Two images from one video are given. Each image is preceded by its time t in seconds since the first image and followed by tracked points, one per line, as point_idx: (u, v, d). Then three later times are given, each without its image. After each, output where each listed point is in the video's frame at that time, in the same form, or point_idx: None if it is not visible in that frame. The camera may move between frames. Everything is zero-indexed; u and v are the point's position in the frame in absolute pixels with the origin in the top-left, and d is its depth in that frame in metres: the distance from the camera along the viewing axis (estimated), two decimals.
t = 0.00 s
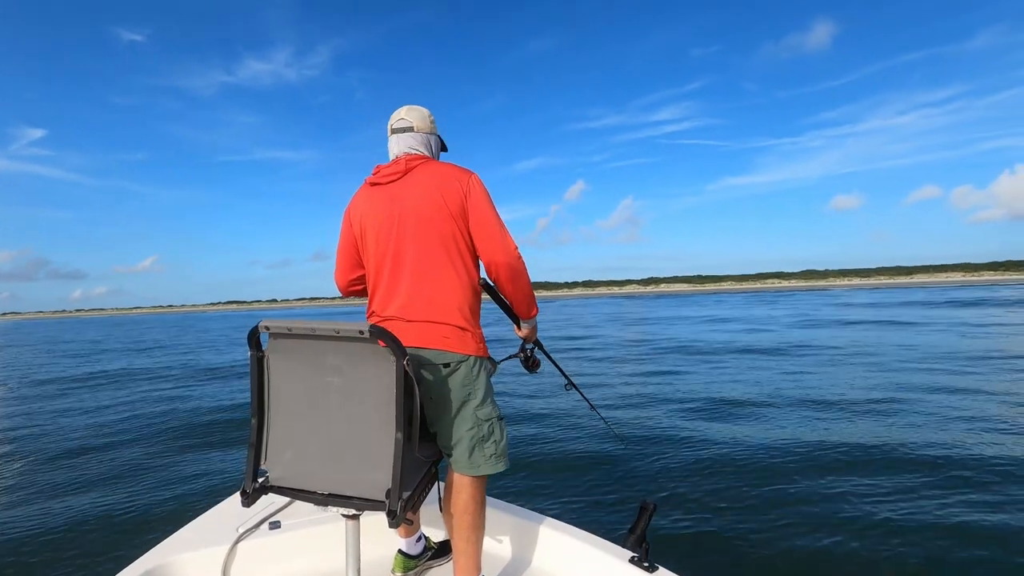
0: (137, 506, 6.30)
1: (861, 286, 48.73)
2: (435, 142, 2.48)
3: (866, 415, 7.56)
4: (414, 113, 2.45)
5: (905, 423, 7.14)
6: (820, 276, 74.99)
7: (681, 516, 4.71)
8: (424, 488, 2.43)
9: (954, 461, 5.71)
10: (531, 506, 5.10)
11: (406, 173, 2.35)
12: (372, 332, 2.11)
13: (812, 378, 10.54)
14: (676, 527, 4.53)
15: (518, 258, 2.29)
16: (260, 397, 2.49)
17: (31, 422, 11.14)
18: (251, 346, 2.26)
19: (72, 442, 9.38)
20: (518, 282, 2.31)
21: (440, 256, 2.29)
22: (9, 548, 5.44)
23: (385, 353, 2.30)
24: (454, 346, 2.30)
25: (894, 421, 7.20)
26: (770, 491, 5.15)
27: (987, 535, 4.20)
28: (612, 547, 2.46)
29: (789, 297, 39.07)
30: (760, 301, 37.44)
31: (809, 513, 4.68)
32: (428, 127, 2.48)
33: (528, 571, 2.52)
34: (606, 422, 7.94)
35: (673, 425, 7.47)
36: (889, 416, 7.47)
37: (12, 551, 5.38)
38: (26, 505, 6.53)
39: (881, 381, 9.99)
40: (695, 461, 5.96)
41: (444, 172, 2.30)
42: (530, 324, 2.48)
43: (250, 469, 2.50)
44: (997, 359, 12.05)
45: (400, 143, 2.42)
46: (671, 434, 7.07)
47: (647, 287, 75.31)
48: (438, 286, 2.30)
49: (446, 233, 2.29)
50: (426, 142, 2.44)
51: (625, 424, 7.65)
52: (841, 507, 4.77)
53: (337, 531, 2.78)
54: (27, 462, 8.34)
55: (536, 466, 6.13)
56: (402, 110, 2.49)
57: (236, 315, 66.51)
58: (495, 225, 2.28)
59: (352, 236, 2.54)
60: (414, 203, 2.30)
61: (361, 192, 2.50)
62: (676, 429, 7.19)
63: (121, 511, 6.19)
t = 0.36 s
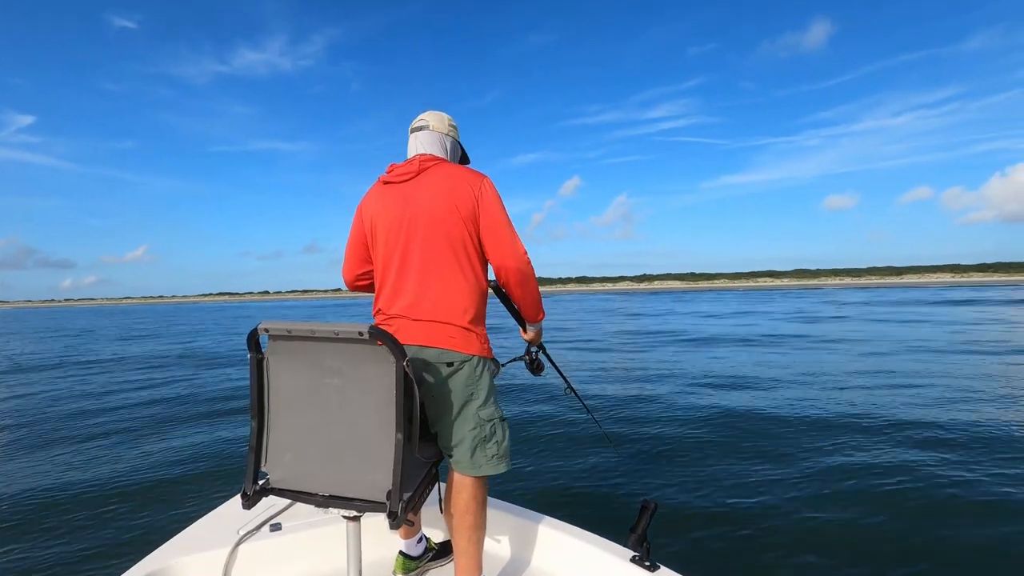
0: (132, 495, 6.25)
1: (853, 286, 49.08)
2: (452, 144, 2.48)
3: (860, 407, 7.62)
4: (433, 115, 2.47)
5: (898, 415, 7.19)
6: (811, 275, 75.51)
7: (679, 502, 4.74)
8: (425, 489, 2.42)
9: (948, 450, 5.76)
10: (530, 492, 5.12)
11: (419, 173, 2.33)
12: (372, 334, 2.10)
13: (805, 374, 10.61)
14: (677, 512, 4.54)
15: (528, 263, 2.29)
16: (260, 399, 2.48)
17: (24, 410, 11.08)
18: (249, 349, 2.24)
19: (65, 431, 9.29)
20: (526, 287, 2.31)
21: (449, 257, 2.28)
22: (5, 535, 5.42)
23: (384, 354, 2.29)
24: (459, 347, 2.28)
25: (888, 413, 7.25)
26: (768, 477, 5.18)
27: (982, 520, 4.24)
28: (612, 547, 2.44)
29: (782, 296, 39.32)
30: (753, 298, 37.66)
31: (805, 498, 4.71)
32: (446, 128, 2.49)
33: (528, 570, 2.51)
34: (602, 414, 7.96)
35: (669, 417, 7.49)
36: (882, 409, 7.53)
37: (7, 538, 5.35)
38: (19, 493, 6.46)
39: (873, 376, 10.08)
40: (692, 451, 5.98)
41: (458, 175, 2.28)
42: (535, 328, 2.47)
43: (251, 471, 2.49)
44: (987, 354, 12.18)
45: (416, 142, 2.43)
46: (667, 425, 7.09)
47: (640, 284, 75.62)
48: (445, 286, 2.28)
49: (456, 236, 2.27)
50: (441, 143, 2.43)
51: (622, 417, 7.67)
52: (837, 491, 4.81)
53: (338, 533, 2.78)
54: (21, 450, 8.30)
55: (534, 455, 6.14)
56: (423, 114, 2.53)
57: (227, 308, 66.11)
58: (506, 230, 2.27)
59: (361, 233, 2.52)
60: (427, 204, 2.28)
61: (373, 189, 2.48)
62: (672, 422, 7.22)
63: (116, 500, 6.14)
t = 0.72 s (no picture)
0: (128, 485, 6.25)
1: (846, 283, 49.43)
2: (453, 144, 2.46)
3: (853, 404, 7.69)
4: (433, 115, 2.45)
5: (892, 412, 7.26)
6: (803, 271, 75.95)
7: (675, 497, 4.76)
8: (424, 489, 2.43)
9: (940, 446, 5.83)
10: (526, 487, 5.13)
11: (418, 174, 2.32)
12: (369, 335, 2.10)
13: (800, 371, 10.68)
14: (672, 507, 4.58)
15: (525, 267, 2.30)
16: (259, 399, 2.47)
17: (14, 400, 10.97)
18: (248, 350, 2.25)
19: (58, 422, 9.25)
20: (522, 292, 2.32)
21: (447, 258, 2.27)
22: None
23: (381, 355, 2.29)
24: (456, 348, 2.28)
25: (882, 410, 7.31)
26: (763, 470, 5.22)
27: (973, 516, 4.30)
28: (611, 546, 2.46)
29: (773, 292, 39.56)
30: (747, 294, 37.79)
31: (800, 493, 4.75)
32: (447, 127, 2.47)
33: (527, 569, 2.53)
34: (597, 407, 7.99)
35: (665, 411, 7.54)
36: (876, 406, 7.59)
37: None
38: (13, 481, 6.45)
39: (867, 374, 10.16)
40: (688, 445, 6.02)
41: (457, 176, 2.27)
42: (531, 330, 2.47)
43: (250, 472, 2.50)
44: (980, 353, 12.29)
45: (416, 142, 2.42)
46: (663, 419, 7.12)
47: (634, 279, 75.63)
48: (442, 288, 2.28)
49: (453, 237, 2.26)
50: (442, 143, 2.42)
51: (618, 410, 7.70)
52: (831, 486, 4.86)
53: (337, 532, 2.79)
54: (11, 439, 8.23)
55: (530, 449, 6.15)
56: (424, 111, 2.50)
57: (220, 298, 65.75)
58: (503, 233, 2.27)
59: (359, 232, 2.51)
60: (425, 205, 2.27)
61: (372, 188, 2.47)
62: (667, 416, 7.25)
63: (113, 489, 6.14)
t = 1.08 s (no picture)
0: (129, 483, 6.26)
1: (841, 264, 49.64)
2: (436, 140, 2.43)
3: (848, 389, 7.74)
4: (414, 110, 2.39)
5: (887, 396, 7.32)
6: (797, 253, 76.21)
7: (674, 492, 4.80)
8: (424, 489, 2.45)
9: (935, 431, 5.88)
10: (527, 484, 5.16)
11: (406, 174, 2.30)
12: (370, 335, 2.11)
13: (795, 354, 10.74)
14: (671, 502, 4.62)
15: (520, 262, 2.30)
16: (259, 399, 2.48)
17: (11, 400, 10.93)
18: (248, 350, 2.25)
19: (56, 421, 9.23)
20: (518, 287, 2.32)
21: (441, 259, 2.26)
22: None
23: (382, 355, 2.30)
24: (454, 350, 2.28)
25: (877, 394, 7.37)
26: (760, 463, 5.27)
27: (967, 504, 4.36)
28: (611, 546, 2.47)
29: (768, 275, 39.66)
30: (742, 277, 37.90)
31: (797, 485, 4.79)
32: (429, 122, 2.42)
33: (527, 569, 2.55)
34: (595, 398, 8.02)
35: (662, 402, 7.57)
36: (871, 391, 7.65)
37: None
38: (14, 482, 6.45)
39: (862, 356, 10.22)
40: (685, 437, 6.06)
41: (446, 174, 2.26)
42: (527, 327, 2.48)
43: (250, 472, 2.51)
44: (973, 333, 12.38)
45: (399, 142, 2.37)
46: (660, 411, 7.16)
47: (630, 263, 75.78)
48: (438, 289, 2.28)
49: (446, 237, 2.25)
50: (426, 141, 2.38)
51: (615, 402, 7.74)
52: (829, 478, 4.89)
53: (337, 532, 2.81)
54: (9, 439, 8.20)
55: (530, 444, 6.18)
56: (401, 106, 2.42)
57: (214, 291, 65.44)
58: (497, 229, 2.26)
59: (350, 236, 2.49)
60: (415, 205, 2.26)
61: (359, 190, 2.45)
62: (664, 407, 7.30)
63: (114, 487, 6.15)
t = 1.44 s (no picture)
0: (130, 484, 6.24)
1: (837, 249, 49.95)
2: (427, 138, 2.42)
3: (845, 379, 7.78)
4: (404, 109, 2.36)
5: (883, 385, 7.36)
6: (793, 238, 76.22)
7: (674, 490, 4.82)
8: (425, 489, 2.46)
9: (931, 422, 5.93)
10: (528, 484, 5.18)
11: (399, 174, 2.29)
12: (371, 335, 2.13)
13: (791, 342, 10.78)
14: (674, 500, 4.63)
15: (516, 259, 2.30)
16: (260, 399, 2.49)
17: (11, 402, 10.93)
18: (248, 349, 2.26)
19: (56, 422, 9.23)
20: (515, 284, 2.33)
21: (438, 260, 2.26)
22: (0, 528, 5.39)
23: (382, 355, 2.30)
24: (454, 350, 2.29)
25: (874, 384, 7.42)
26: (759, 458, 5.29)
27: (965, 497, 4.40)
28: (611, 546, 2.47)
29: (766, 261, 39.66)
30: (737, 264, 38.03)
31: (797, 480, 4.82)
32: (419, 120, 2.40)
33: (527, 569, 2.56)
34: (594, 393, 8.04)
35: (661, 397, 7.59)
36: (868, 380, 7.69)
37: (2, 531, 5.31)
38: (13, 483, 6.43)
39: (858, 344, 10.28)
40: (685, 433, 6.07)
41: (439, 173, 2.24)
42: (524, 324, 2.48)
43: (251, 471, 2.52)
44: (967, 317, 12.46)
45: (391, 141, 2.35)
46: (659, 406, 7.18)
47: (625, 252, 75.80)
48: (436, 290, 2.27)
49: (441, 237, 2.25)
50: (418, 140, 2.37)
51: (614, 397, 7.76)
52: (827, 473, 4.92)
53: (337, 533, 2.81)
54: (10, 441, 8.21)
55: (531, 443, 6.20)
56: (390, 104, 2.39)
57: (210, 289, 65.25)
58: (492, 228, 2.25)
59: (344, 238, 2.48)
60: (410, 206, 2.24)
61: (352, 193, 2.43)
62: (663, 402, 7.32)
63: (114, 488, 6.15)
